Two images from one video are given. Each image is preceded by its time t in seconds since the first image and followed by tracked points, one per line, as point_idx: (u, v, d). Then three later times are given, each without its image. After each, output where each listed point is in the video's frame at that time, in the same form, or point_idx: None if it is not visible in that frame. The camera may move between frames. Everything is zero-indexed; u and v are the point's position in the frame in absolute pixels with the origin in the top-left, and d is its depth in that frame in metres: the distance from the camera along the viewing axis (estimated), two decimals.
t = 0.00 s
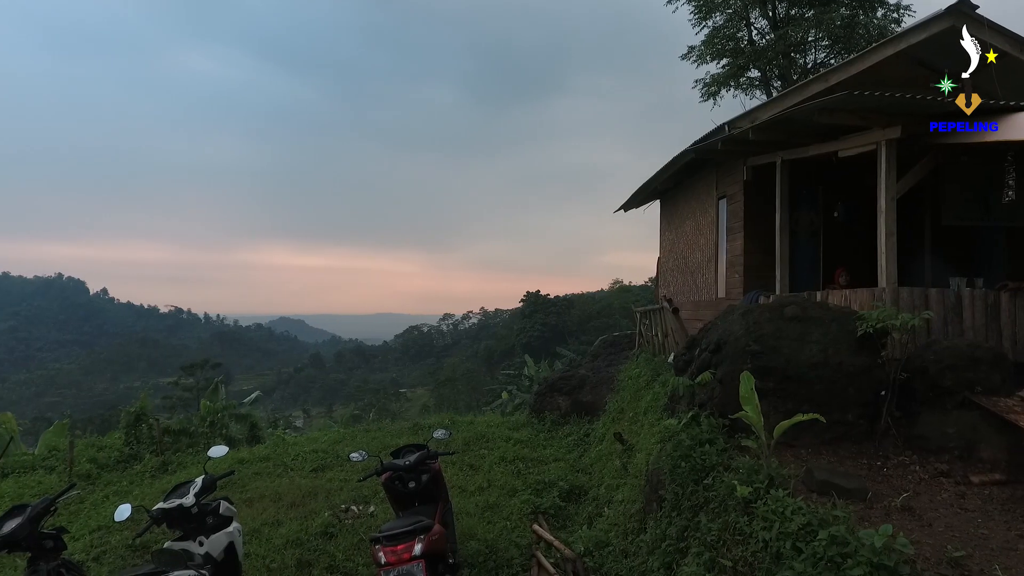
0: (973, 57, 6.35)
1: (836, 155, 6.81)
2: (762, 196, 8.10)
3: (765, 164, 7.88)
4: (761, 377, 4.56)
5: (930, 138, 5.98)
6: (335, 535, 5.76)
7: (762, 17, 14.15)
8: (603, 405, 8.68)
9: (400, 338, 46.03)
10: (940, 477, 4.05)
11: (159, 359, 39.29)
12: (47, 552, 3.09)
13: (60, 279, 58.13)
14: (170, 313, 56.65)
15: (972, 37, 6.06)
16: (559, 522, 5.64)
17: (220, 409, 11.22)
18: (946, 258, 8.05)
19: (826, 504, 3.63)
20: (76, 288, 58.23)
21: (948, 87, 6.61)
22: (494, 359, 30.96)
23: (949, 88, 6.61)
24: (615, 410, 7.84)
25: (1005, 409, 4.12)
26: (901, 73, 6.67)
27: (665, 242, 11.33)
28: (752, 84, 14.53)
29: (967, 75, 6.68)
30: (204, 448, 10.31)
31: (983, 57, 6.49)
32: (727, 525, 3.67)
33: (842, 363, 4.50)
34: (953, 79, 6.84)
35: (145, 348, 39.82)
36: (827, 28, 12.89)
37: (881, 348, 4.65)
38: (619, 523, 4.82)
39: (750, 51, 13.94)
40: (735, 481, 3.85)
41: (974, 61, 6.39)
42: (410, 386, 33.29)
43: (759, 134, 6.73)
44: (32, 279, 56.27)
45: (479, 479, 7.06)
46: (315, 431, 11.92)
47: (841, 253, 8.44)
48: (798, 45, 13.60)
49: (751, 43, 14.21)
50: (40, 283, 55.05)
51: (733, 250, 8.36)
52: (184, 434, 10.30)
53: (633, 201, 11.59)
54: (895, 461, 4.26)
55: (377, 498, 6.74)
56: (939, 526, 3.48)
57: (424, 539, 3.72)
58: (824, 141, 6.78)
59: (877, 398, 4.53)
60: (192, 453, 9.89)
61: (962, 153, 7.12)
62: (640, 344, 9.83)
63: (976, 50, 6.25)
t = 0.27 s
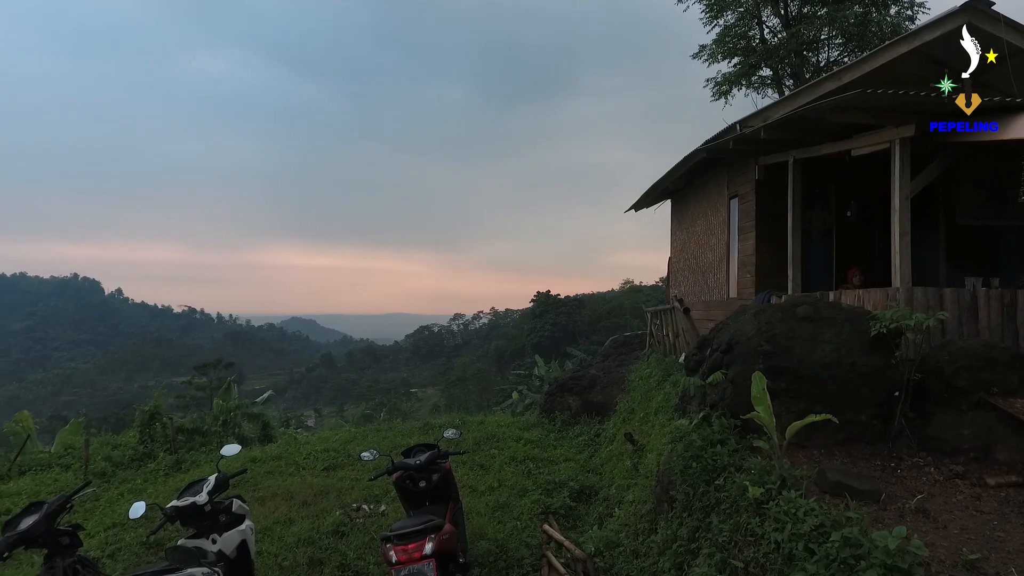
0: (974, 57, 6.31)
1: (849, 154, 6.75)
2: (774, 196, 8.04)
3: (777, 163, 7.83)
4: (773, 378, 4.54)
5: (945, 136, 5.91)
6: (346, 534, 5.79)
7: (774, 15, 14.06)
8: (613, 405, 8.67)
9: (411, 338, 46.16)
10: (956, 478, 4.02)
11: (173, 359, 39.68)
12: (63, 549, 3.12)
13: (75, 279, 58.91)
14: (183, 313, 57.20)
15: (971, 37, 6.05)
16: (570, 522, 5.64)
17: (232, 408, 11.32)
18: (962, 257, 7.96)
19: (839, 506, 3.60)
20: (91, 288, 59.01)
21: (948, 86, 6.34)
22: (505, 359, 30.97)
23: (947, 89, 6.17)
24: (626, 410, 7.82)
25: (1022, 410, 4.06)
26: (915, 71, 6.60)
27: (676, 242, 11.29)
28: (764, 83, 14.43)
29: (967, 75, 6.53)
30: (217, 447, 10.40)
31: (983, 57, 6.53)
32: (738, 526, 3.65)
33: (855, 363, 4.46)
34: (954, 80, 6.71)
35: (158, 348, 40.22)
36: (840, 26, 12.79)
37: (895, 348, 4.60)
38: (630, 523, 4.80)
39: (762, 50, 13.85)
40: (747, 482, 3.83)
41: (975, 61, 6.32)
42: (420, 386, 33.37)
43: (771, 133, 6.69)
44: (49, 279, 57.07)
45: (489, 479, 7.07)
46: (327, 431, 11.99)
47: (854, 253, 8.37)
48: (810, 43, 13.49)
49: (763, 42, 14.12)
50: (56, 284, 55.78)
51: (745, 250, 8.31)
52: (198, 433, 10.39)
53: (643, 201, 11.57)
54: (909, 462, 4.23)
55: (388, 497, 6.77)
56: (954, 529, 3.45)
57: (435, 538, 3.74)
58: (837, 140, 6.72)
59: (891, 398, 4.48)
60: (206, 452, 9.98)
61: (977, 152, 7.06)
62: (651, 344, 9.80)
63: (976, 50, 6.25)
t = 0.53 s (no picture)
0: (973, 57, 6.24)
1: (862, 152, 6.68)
2: (786, 195, 7.98)
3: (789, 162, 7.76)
4: (785, 378, 4.51)
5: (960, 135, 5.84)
6: (357, 532, 5.82)
7: (786, 13, 13.97)
8: (624, 405, 8.64)
9: (421, 338, 46.27)
10: (970, 480, 3.97)
11: (186, 359, 40.05)
12: (78, 546, 3.15)
13: (90, 279, 59.65)
14: (196, 313, 57.69)
15: (971, 37, 5.93)
16: (580, 522, 5.63)
17: (245, 407, 11.41)
18: (978, 257, 7.86)
19: (852, 507, 3.57)
20: (106, 288, 59.71)
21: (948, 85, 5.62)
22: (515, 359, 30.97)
23: (949, 87, 5.57)
24: (637, 410, 7.80)
25: None
26: (929, 68, 6.52)
27: (687, 242, 11.24)
28: (776, 81, 14.34)
29: (968, 74, 6.29)
30: (229, 446, 10.48)
31: (983, 57, 6.53)
32: (749, 528, 3.63)
33: (868, 364, 4.42)
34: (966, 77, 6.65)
35: (172, 348, 40.61)
36: (853, 24, 12.68)
37: (909, 349, 4.56)
38: (640, 524, 4.79)
39: (774, 48, 13.77)
40: (758, 483, 3.81)
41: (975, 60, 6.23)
42: (430, 386, 33.44)
43: (783, 131, 6.64)
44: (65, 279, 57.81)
45: (500, 479, 7.07)
46: (338, 430, 12.06)
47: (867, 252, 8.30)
48: (823, 41, 13.39)
49: (775, 40, 14.03)
50: (72, 284, 56.48)
51: (756, 250, 8.27)
52: (210, 432, 10.47)
53: (654, 201, 11.54)
54: (923, 464, 4.19)
55: (399, 497, 6.79)
56: (969, 531, 3.41)
57: (445, 537, 3.75)
58: (850, 139, 6.67)
59: (905, 399, 4.44)
60: (218, 450, 10.07)
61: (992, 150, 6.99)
62: (662, 344, 9.76)
63: (976, 50, 6.19)
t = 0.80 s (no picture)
0: (972, 57, 6.18)
1: (875, 151, 6.62)
2: (798, 195, 7.93)
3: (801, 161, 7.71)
4: (797, 378, 4.48)
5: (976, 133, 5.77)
6: (368, 531, 5.85)
7: (798, 12, 13.88)
8: (634, 405, 8.62)
9: (431, 338, 46.37)
10: (985, 482, 3.93)
11: (198, 359, 40.40)
12: (93, 543, 3.16)
13: (105, 279, 60.38)
14: (209, 313, 58.13)
15: (971, 37, 5.85)
16: (590, 522, 5.62)
17: (257, 406, 11.50)
18: (994, 257, 7.76)
19: (864, 509, 3.55)
20: (120, 288, 60.44)
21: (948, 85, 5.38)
22: (525, 359, 30.96)
23: (949, 87, 5.33)
24: (647, 410, 7.77)
25: None
26: (943, 66, 6.45)
27: (697, 242, 11.19)
28: (788, 80, 14.24)
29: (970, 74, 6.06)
30: (241, 444, 10.56)
31: (983, 57, 6.48)
32: (761, 528, 3.62)
33: (881, 364, 4.39)
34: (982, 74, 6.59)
35: (185, 348, 40.98)
36: (866, 22, 12.59)
37: (923, 349, 4.51)
38: (651, 524, 4.78)
39: (785, 46, 13.69)
40: (769, 483, 3.79)
41: (974, 60, 6.17)
42: (440, 386, 33.51)
43: (795, 130, 6.60)
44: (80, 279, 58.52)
45: (510, 478, 7.09)
46: (348, 430, 12.12)
47: (881, 252, 8.21)
48: (835, 39, 13.28)
49: (786, 38, 13.94)
50: (87, 284, 57.17)
51: (768, 250, 8.21)
52: (223, 431, 10.56)
53: (664, 201, 11.51)
54: (937, 465, 4.14)
55: (410, 496, 6.81)
56: (984, 533, 3.38)
57: (455, 536, 3.76)
58: (863, 137, 6.61)
59: (918, 400, 4.39)
60: (231, 449, 10.14)
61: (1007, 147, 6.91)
62: (672, 344, 9.72)
63: (976, 49, 6.13)
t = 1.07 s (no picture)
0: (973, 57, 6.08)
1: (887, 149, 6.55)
2: (810, 194, 7.88)
3: (813, 160, 7.65)
4: (808, 378, 4.45)
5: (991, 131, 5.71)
6: (378, 530, 5.87)
7: (810, 9, 13.79)
8: (644, 405, 8.59)
9: (441, 338, 46.46)
10: (1000, 483, 3.89)
11: (210, 359, 40.73)
12: (107, 540, 3.18)
13: (119, 279, 61.04)
14: (221, 313, 58.55)
15: (971, 37, 5.75)
16: (600, 522, 5.61)
17: (268, 406, 11.59)
18: (1009, 256, 7.68)
19: (877, 510, 3.52)
20: (134, 288, 61.13)
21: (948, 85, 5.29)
22: (535, 359, 30.94)
23: (949, 88, 5.23)
24: (657, 410, 7.75)
25: None
26: (957, 63, 6.38)
27: (708, 242, 11.14)
28: (799, 78, 14.15)
29: (969, 75, 5.89)
30: (252, 443, 10.63)
31: (983, 57, 6.44)
32: (772, 529, 3.60)
33: (893, 364, 4.36)
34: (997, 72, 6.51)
35: (197, 347, 41.32)
36: (878, 19, 12.49)
37: (936, 349, 4.47)
38: (661, 525, 4.77)
39: (797, 44, 13.60)
40: (781, 484, 3.77)
41: (975, 60, 6.07)
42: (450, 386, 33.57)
43: (806, 129, 6.55)
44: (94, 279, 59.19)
45: (519, 478, 7.09)
46: (358, 429, 12.18)
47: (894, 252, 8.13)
48: (847, 37, 13.18)
49: (798, 36, 13.85)
50: (101, 284, 57.84)
51: (779, 249, 8.16)
52: (234, 430, 10.64)
53: (674, 200, 11.47)
54: (951, 466, 4.11)
55: (420, 495, 6.83)
56: (999, 535, 3.34)
57: (465, 535, 3.77)
58: (875, 136, 6.55)
59: (932, 400, 4.35)
60: (242, 448, 10.21)
61: None
62: (682, 345, 9.69)
63: (976, 49, 6.03)
